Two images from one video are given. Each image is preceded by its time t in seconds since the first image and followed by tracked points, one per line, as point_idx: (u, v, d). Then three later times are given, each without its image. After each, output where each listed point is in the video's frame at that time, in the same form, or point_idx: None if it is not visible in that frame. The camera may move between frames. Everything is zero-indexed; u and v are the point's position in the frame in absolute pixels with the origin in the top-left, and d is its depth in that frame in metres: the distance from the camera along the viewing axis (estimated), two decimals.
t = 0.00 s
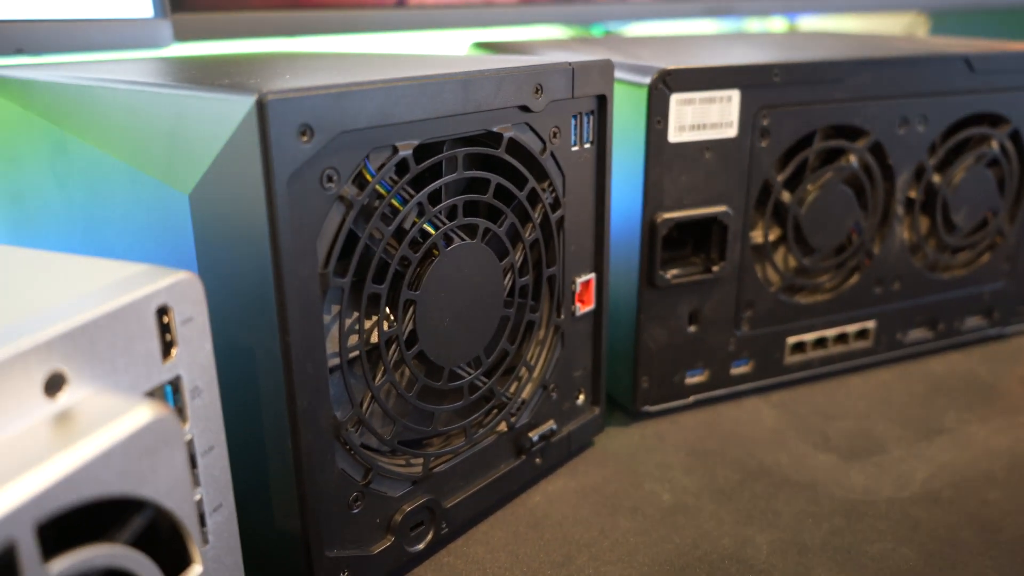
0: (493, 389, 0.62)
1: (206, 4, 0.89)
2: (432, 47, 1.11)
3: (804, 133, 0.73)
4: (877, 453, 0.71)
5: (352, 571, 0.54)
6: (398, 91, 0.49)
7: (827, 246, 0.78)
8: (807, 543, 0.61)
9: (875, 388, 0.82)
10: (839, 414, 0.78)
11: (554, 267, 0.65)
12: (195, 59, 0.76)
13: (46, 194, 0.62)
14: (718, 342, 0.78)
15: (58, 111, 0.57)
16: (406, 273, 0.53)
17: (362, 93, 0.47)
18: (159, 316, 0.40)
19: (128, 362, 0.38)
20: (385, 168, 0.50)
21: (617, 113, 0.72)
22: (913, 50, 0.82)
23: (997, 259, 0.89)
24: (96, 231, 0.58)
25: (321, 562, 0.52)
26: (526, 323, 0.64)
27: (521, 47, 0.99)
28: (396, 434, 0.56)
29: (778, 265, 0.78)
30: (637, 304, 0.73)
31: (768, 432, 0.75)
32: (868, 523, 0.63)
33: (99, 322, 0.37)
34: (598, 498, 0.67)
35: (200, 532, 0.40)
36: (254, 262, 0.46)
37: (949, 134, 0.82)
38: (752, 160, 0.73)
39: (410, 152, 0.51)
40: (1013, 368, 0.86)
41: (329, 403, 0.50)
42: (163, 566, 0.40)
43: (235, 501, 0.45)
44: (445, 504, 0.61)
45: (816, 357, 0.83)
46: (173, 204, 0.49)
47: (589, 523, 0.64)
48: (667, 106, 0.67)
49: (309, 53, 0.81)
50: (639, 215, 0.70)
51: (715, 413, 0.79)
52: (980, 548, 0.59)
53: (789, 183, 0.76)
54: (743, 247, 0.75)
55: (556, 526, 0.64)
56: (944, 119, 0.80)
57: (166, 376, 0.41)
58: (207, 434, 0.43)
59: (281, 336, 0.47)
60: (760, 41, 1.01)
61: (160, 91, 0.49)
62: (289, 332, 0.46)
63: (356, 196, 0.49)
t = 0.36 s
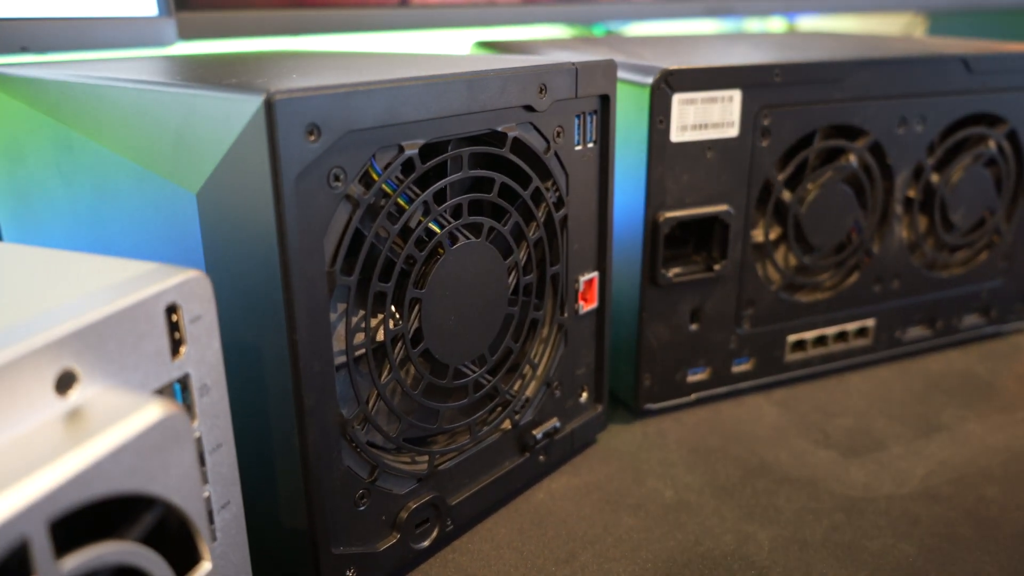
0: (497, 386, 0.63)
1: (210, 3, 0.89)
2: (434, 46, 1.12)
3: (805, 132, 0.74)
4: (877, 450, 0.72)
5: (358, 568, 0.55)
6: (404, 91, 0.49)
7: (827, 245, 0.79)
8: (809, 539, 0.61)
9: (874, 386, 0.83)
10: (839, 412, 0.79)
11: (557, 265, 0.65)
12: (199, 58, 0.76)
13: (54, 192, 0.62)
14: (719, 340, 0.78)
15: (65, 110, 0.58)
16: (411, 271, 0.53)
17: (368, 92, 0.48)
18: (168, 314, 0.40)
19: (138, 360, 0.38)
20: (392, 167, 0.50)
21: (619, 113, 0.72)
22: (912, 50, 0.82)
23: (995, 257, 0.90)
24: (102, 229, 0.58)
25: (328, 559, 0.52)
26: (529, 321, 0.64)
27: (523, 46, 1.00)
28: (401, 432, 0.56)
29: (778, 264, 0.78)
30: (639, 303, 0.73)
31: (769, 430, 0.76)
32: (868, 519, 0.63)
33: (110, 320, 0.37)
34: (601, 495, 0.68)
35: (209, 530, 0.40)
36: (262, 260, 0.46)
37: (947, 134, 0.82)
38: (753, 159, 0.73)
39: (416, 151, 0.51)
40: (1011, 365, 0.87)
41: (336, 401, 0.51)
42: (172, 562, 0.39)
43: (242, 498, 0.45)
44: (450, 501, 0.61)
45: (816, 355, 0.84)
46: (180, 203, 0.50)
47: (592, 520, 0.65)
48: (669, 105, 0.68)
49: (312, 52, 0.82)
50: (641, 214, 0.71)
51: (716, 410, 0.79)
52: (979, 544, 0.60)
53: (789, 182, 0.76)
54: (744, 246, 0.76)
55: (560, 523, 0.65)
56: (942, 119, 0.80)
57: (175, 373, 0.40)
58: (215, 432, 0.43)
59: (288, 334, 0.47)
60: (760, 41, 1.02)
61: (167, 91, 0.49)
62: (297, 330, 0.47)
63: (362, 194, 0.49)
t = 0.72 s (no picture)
0: (500, 382, 0.63)
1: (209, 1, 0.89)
2: (432, 44, 1.12)
3: (803, 130, 0.74)
4: (875, 445, 0.73)
5: (364, 563, 0.55)
6: (410, 87, 0.50)
7: (825, 242, 0.79)
8: (809, 533, 0.62)
9: (871, 382, 0.84)
10: (837, 407, 0.79)
11: (559, 262, 0.66)
12: (200, 55, 0.76)
13: (54, 188, 0.62)
14: (718, 337, 0.79)
15: (66, 107, 0.58)
16: (416, 267, 0.53)
17: (375, 89, 0.48)
18: (178, 309, 0.40)
19: (149, 355, 0.38)
20: (397, 164, 0.50)
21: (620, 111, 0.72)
22: (909, 49, 0.83)
23: (990, 255, 0.91)
24: (104, 225, 0.58)
25: (334, 554, 0.52)
26: (532, 318, 0.65)
27: (521, 44, 1.00)
28: (406, 428, 0.57)
29: (777, 261, 0.79)
30: (640, 299, 0.74)
31: (768, 425, 0.77)
32: (867, 513, 0.64)
33: (124, 315, 0.37)
34: (603, 491, 0.68)
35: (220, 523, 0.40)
36: (269, 256, 0.46)
37: (943, 132, 0.83)
38: (752, 156, 0.73)
39: (421, 148, 0.52)
40: (1006, 361, 0.87)
41: (342, 397, 0.51)
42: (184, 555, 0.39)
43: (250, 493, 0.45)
44: (453, 497, 0.61)
45: (814, 351, 0.84)
46: (186, 199, 0.50)
47: (594, 515, 0.65)
48: (670, 103, 0.68)
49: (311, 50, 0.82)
50: (642, 211, 0.71)
51: (715, 406, 0.80)
52: (976, 537, 0.60)
53: (788, 180, 0.77)
54: (743, 243, 0.76)
55: (562, 518, 0.65)
56: (939, 117, 0.81)
57: (185, 368, 0.41)
58: (223, 427, 0.43)
59: (296, 330, 0.47)
60: (757, 39, 1.02)
61: (171, 87, 0.49)
62: (304, 326, 0.47)
63: (368, 190, 0.49)
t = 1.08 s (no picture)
0: (508, 375, 0.63)
1: None
2: (433, 41, 1.12)
3: (808, 124, 0.75)
4: (880, 437, 0.73)
5: (375, 555, 0.55)
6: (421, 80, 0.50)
7: (829, 236, 0.80)
8: (816, 524, 0.62)
9: (875, 374, 0.84)
10: (841, 400, 0.80)
11: (567, 255, 0.66)
12: (205, 50, 0.76)
13: (59, 183, 0.62)
14: (724, 331, 0.79)
15: (72, 101, 0.58)
16: (426, 260, 0.54)
17: (386, 81, 0.48)
18: (193, 300, 0.40)
19: (166, 345, 0.38)
20: (408, 156, 0.50)
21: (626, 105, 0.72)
22: (911, 43, 0.83)
23: (991, 248, 0.91)
24: (110, 220, 0.58)
25: (346, 546, 0.52)
26: (539, 311, 0.65)
27: (524, 40, 1.00)
28: (416, 420, 0.57)
29: (781, 254, 0.79)
30: (645, 293, 0.74)
31: (773, 418, 0.77)
32: (874, 503, 0.64)
33: (142, 304, 0.37)
34: (610, 483, 0.68)
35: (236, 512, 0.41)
36: (282, 248, 0.46)
37: (945, 126, 0.83)
38: (757, 150, 0.74)
39: (432, 140, 0.52)
40: (1008, 354, 0.88)
41: (353, 389, 0.51)
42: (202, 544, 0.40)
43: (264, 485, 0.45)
44: (463, 490, 0.62)
45: (818, 345, 0.85)
46: (195, 192, 0.50)
47: (602, 507, 0.65)
48: (676, 97, 0.68)
49: (315, 45, 0.82)
50: (648, 204, 0.71)
51: (720, 400, 0.80)
52: (982, 526, 0.61)
53: (792, 174, 0.77)
54: (748, 237, 0.77)
55: (570, 510, 0.65)
56: (941, 111, 0.81)
57: (200, 360, 0.41)
58: (237, 419, 0.43)
59: (308, 321, 0.47)
60: (759, 35, 1.03)
61: (181, 79, 0.49)
62: (317, 318, 0.47)
63: (380, 182, 0.49)
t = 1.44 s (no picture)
0: (522, 368, 0.63)
1: None
2: (439, 32, 1.12)
3: (820, 117, 0.75)
4: (892, 431, 0.73)
5: (392, 546, 0.55)
6: (441, 72, 0.50)
7: (840, 229, 0.80)
8: (831, 518, 0.62)
9: (885, 368, 0.84)
10: (852, 393, 0.80)
11: (581, 248, 0.66)
12: (216, 42, 0.76)
13: (75, 175, 0.62)
14: (735, 324, 0.79)
15: (89, 93, 0.58)
16: (444, 253, 0.54)
17: (407, 73, 0.48)
18: (217, 293, 0.40)
19: (192, 337, 0.38)
20: (427, 149, 0.50)
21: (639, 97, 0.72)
22: (923, 36, 0.83)
23: (1002, 242, 0.91)
24: (126, 212, 0.58)
25: (364, 537, 0.53)
26: (554, 303, 0.65)
27: (532, 32, 1.00)
28: (432, 412, 0.57)
29: (792, 247, 0.79)
30: (657, 286, 0.74)
31: (784, 411, 0.77)
32: (888, 498, 0.64)
33: (170, 296, 0.37)
34: (624, 476, 0.69)
35: (262, 504, 0.41)
36: (303, 241, 0.46)
37: (957, 120, 0.83)
38: (770, 144, 0.74)
39: (451, 133, 0.52)
40: (1018, 348, 0.88)
41: (372, 382, 0.51)
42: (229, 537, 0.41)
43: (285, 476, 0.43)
44: (477, 481, 0.62)
45: (828, 338, 0.85)
46: (214, 184, 0.50)
47: (617, 500, 0.66)
48: (689, 89, 0.68)
49: (326, 37, 0.82)
50: (660, 197, 0.71)
51: (731, 392, 0.81)
52: (998, 521, 0.61)
53: (804, 167, 0.77)
54: (760, 230, 0.77)
55: (585, 503, 0.65)
56: (954, 105, 0.81)
57: (225, 352, 0.41)
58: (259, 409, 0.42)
59: (329, 314, 0.47)
60: (768, 27, 1.02)
61: (201, 72, 0.49)
62: (338, 311, 0.47)
63: (400, 175, 0.49)
